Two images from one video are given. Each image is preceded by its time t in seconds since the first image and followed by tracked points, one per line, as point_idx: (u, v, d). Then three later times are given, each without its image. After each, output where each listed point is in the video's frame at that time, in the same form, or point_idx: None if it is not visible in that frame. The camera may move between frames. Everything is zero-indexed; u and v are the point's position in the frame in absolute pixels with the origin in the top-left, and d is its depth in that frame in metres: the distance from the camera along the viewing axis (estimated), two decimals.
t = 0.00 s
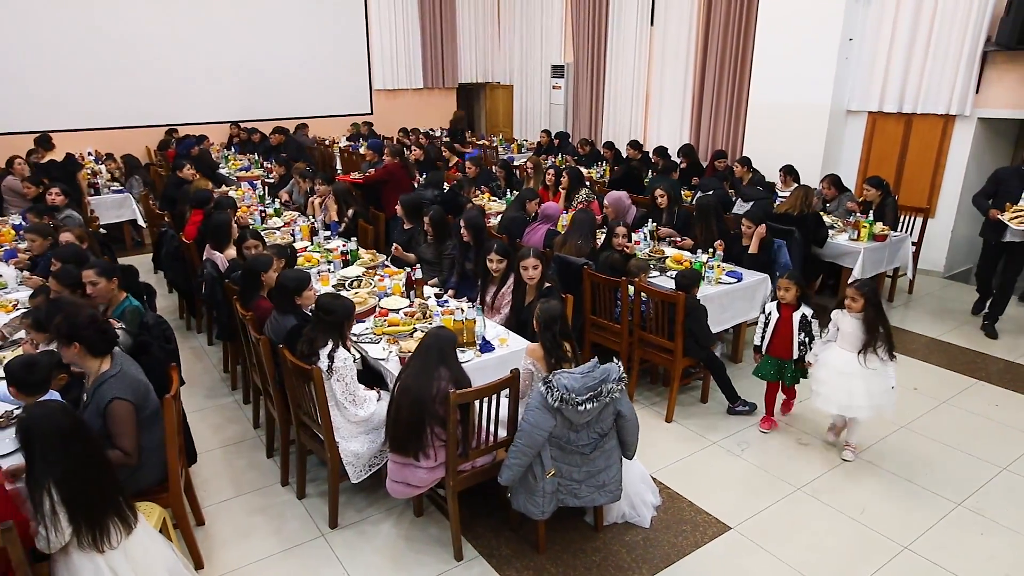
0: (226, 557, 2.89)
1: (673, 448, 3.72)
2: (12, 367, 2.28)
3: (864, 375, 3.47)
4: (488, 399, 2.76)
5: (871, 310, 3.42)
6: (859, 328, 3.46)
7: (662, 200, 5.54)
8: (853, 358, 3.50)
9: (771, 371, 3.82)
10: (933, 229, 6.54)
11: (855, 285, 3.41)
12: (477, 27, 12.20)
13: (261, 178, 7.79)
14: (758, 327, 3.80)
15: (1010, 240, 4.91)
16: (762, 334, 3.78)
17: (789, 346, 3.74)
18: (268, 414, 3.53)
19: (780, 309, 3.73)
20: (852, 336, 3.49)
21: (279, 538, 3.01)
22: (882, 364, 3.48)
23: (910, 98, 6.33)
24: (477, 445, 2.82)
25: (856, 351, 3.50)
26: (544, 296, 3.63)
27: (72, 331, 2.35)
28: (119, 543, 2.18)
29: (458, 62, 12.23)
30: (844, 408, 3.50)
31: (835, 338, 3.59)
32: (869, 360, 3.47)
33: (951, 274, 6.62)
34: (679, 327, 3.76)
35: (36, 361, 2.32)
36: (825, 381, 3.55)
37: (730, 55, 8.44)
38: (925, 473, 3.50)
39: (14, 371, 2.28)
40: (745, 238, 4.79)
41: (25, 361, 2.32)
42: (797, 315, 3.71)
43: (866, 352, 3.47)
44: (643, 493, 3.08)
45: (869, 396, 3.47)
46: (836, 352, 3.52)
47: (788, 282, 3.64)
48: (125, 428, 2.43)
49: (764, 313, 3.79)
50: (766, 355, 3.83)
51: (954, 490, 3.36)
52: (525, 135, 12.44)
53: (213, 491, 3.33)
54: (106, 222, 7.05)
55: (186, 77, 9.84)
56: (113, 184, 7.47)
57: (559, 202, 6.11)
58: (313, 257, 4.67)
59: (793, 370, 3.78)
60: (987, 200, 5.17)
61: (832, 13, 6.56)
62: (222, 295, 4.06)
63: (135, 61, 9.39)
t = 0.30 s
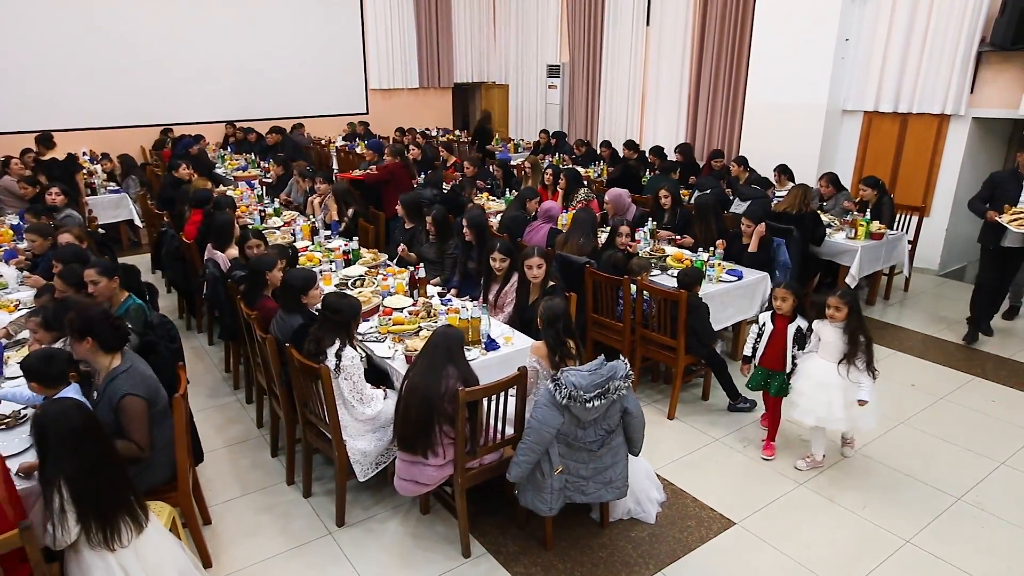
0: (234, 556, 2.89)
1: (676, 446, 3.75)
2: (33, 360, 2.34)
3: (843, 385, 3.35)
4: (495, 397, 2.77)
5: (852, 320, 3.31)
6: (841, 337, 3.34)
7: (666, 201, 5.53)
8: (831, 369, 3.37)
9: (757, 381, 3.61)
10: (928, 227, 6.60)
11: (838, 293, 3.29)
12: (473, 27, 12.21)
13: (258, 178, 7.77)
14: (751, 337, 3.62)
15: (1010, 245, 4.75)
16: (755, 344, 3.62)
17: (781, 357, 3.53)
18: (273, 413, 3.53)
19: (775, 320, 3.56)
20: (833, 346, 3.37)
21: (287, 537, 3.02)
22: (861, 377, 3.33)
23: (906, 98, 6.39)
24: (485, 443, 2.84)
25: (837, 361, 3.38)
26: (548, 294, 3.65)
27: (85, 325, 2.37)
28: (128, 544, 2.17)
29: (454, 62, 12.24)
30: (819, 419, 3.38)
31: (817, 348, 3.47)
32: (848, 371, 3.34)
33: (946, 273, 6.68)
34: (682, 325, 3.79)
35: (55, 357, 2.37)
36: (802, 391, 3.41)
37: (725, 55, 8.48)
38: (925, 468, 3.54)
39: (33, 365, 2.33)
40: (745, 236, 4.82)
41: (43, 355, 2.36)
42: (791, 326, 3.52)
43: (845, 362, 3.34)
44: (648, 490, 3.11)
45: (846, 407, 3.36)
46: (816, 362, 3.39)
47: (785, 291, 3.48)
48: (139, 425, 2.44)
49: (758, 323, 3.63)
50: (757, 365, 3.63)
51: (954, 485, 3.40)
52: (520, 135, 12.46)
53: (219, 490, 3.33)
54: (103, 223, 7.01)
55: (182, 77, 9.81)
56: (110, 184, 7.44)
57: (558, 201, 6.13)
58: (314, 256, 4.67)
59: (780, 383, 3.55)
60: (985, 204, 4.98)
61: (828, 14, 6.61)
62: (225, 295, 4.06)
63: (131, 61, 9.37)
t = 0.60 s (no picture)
0: (244, 555, 2.90)
1: (679, 443, 3.77)
2: (52, 341, 2.34)
3: (824, 392, 3.19)
4: (504, 395, 2.79)
5: (841, 329, 3.14)
6: (826, 345, 3.17)
7: (667, 200, 5.55)
8: (813, 376, 3.21)
9: (751, 387, 3.59)
10: (924, 226, 6.66)
11: (827, 302, 3.12)
12: (469, 26, 12.23)
13: (256, 178, 7.75)
14: (744, 341, 3.61)
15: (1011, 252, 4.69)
16: (748, 348, 3.57)
17: (773, 363, 3.52)
18: (278, 412, 3.54)
19: (766, 324, 3.53)
20: (818, 353, 3.21)
21: (296, 534, 3.03)
22: (845, 386, 3.17)
23: (901, 97, 6.45)
24: (493, 440, 2.85)
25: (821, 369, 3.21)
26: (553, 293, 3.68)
27: (111, 317, 2.42)
28: (140, 540, 2.18)
29: (450, 61, 12.25)
30: (799, 427, 3.22)
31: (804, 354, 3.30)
32: (831, 380, 3.18)
33: (942, 271, 6.74)
34: (685, 323, 3.81)
35: (76, 339, 2.39)
36: (783, 396, 3.28)
37: (722, 55, 8.52)
38: (926, 463, 3.58)
39: (56, 348, 2.34)
40: (745, 235, 4.85)
41: (65, 338, 2.37)
42: (781, 332, 3.45)
43: (828, 371, 3.18)
44: (654, 486, 3.13)
45: (828, 419, 3.16)
46: (799, 367, 3.24)
47: (777, 296, 3.39)
48: (161, 416, 2.51)
49: (752, 327, 3.59)
50: (750, 371, 3.60)
51: (955, 480, 3.44)
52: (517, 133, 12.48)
53: (225, 489, 3.33)
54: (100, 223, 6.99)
55: (178, 77, 9.79)
56: (107, 184, 7.41)
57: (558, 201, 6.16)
58: (316, 255, 4.68)
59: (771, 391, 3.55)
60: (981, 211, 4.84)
61: (824, 14, 6.66)
62: (229, 294, 4.06)
63: (127, 61, 9.34)
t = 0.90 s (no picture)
0: (252, 552, 2.91)
1: (682, 439, 3.81)
2: (63, 322, 2.42)
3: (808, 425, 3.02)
4: (511, 391, 2.81)
5: (836, 361, 2.92)
6: (815, 375, 2.99)
7: (668, 199, 5.57)
8: (801, 405, 3.04)
9: (737, 388, 3.58)
10: (919, 224, 6.72)
11: (822, 330, 2.91)
12: (464, 25, 12.26)
13: (253, 177, 7.74)
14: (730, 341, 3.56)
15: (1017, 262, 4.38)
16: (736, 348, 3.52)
17: (757, 364, 3.46)
18: (284, 410, 3.55)
19: (748, 325, 3.47)
20: (808, 382, 3.02)
21: (304, 531, 3.04)
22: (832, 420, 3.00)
23: (897, 97, 6.50)
24: (501, 437, 2.88)
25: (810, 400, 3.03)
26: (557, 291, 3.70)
27: (133, 312, 2.47)
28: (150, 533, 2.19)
29: (445, 60, 12.26)
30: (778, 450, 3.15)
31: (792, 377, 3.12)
32: (817, 412, 3.00)
33: (936, 268, 6.81)
34: (687, 320, 3.85)
35: (85, 320, 2.45)
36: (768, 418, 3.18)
37: (717, 55, 8.57)
38: (925, 458, 3.63)
39: (65, 329, 2.41)
40: (745, 233, 4.90)
41: (73, 319, 2.44)
42: (761, 333, 3.38)
43: (817, 401, 3.00)
44: (660, 482, 3.16)
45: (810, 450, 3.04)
46: (785, 393, 3.08)
47: (756, 295, 3.32)
48: (167, 415, 2.51)
49: (738, 326, 3.51)
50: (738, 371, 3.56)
51: (955, 474, 3.49)
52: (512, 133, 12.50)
53: (232, 487, 3.34)
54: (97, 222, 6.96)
55: (174, 76, 9.77)
56: (103, 184, 7.39)
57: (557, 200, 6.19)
58: (319, 254, 4.68)
59: (757, 391, 3.53)
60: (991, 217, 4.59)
61: (822, 14, 6.71)
62: (233, 293, 4.07)
63: (123, 60, 9.32)
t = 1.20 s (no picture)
0: (262, 549, 2.92)
1: (687, 436, 3.84)
2: (87, 329, 2.54)
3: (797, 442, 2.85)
4: (521, 388, 2.83)
5: (818, 374, 2.78)
6: (799, 390, 2.81)
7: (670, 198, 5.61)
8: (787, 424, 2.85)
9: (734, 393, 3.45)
10: (916, 222, 6.78)
11: (802, 343, 2.75)
12: (461, 25, 12.28)
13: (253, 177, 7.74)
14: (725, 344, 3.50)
15: None
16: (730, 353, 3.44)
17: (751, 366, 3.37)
18: (291, 408, 3.56)
19: (743, 328, 3.39)
20: (792, 399, 2.83)
21: (314, 528, 3.06)
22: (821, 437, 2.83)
23: (894, 97, 6.56)
24: (510, 433, 2.90)
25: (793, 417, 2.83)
26: (562, 289, 3.73)
27: (161, 320, 2.54)
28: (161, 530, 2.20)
29: (442, 60, 12.28)
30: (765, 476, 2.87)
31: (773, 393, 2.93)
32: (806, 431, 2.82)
33: (933, 267, 6.87)
34: (691, 318, 3.88)
35: (109, 329, 2.58)
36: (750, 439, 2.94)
37: (714, 55, 8.62)
38: (927, 453, 3.67)
39: (88, 336, 2.53)
40: (745, 232, 4.94)
41: (99, 327, 2.57)
42: (757, 336, 3.31)
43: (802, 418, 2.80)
44: (666, 477, 3.20)
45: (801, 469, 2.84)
46: (767, 411, 2.86)
47: (754, 298, 3.25)
48: (175, 419, 2.51)
49: (732, 331, 3.44)
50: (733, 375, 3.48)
51: (956, 469, 3.53)
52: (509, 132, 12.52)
53: (240, 485, 3.35)
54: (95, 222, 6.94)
55: (172, 76, 9.76)
56: (102, 183, 7.37)
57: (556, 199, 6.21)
58: (322, 253, 4.69)
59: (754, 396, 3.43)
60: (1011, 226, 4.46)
61: (820, 14, 6.76)
62: (238, 291, 4.07)
63: (120, 59, 9.31)
